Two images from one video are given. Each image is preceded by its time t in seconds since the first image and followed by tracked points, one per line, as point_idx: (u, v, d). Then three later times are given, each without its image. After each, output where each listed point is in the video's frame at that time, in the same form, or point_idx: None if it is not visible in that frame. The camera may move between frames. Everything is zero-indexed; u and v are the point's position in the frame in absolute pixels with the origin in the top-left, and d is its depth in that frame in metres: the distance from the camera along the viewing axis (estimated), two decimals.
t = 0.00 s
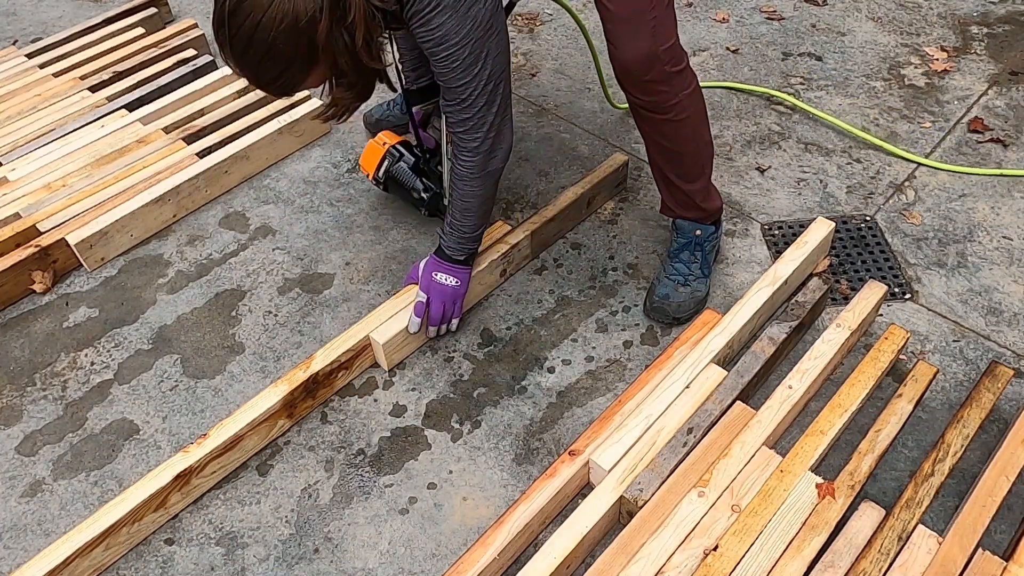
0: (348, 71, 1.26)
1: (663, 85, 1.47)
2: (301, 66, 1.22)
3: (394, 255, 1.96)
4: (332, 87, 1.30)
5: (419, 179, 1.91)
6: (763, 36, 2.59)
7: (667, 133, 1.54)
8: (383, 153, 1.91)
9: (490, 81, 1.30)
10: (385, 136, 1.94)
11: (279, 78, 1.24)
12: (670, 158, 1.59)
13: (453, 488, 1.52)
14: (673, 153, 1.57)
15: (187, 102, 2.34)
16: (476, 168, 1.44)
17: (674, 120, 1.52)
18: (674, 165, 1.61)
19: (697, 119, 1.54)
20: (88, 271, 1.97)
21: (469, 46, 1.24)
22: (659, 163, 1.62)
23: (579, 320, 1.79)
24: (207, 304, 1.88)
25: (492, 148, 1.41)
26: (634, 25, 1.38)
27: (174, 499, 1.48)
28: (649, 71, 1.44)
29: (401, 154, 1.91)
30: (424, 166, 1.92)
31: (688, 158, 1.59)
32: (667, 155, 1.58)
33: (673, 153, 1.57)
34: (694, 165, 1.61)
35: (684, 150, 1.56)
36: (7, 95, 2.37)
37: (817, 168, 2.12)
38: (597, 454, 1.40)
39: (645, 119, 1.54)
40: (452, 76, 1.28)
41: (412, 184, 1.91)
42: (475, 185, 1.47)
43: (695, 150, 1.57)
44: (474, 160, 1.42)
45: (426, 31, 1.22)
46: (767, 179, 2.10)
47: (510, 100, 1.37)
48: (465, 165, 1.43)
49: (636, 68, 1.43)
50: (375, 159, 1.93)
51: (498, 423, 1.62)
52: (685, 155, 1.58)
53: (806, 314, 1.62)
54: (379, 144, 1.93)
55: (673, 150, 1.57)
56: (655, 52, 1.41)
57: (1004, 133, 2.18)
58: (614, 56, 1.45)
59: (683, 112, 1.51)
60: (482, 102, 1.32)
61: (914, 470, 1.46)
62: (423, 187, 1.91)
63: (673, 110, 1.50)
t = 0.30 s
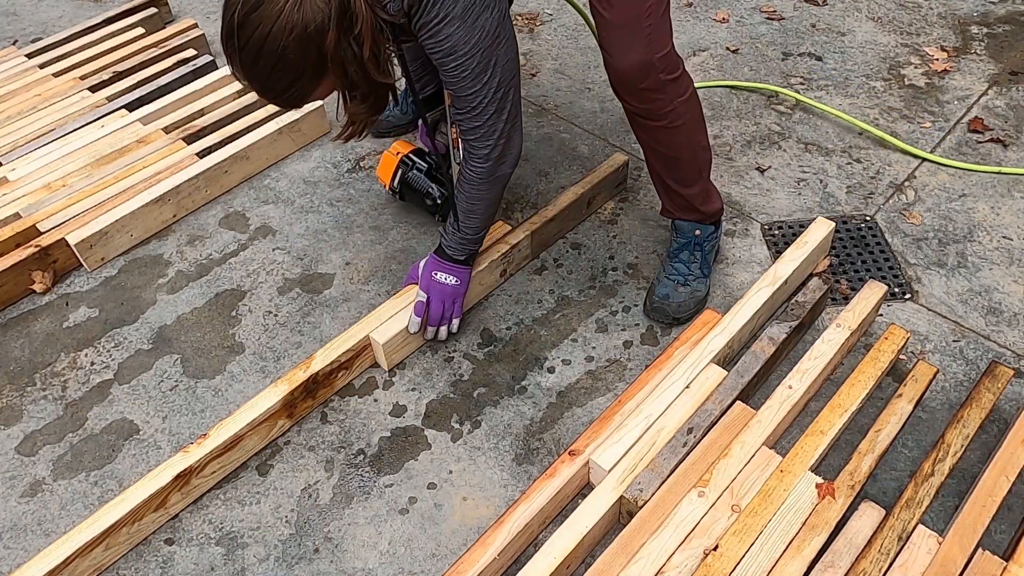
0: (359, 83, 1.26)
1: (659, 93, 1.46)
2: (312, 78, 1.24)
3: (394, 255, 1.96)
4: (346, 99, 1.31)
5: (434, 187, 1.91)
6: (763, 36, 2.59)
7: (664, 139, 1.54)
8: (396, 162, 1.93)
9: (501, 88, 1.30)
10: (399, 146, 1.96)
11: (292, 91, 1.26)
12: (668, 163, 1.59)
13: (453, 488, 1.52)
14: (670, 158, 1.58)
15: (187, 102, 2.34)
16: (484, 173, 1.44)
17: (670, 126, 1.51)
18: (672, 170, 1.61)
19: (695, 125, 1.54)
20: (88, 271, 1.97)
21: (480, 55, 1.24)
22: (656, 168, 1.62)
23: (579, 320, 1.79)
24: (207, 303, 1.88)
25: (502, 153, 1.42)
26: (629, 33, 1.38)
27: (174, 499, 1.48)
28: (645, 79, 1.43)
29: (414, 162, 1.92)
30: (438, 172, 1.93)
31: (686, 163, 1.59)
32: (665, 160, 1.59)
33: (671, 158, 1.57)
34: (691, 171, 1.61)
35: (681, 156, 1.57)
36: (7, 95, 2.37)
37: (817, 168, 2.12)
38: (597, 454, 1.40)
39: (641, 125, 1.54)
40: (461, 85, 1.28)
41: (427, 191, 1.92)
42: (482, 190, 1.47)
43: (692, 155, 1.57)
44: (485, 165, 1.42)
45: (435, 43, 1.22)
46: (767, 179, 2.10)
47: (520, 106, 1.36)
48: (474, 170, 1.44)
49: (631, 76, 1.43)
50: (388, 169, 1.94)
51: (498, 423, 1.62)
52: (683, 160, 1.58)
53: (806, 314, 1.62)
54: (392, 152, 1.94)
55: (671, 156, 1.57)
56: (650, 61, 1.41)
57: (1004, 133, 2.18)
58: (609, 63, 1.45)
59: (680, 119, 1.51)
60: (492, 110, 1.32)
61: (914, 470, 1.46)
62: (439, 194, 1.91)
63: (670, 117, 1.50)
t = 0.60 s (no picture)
0: (350, 38, 1.27)
1: (672, 73, 1.47)
2: (302, 36, 1.24)
3: (394, 255, 1.96)
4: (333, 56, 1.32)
5: (406, 187, 1.91)
6: (763, 36, 2.59)
7: (674, 122, 1.53)
8: (373, 156, 1.90)
9: (513, 54, 1.28)
10: (379, 137, 1.93)
11: (280, 56, 1.25)
12: (676, 149, 1.59)
13: (453, 488, 1.52)
14: (678, 143, 1.57)
15: (187, 102, 2.34)
16: (511, 138, 1.41)
17: (681, 108, 1.51)
18: (678, 158, 1.61)
19: (704, 112, 1.54)
20: (88, 271, 1.97)
21: (481, 21, 1.23)
22: (663, 154, 1.62)
23: (579, 320, 1.79)
24: (207, 303, 1.88)
25: (530, 118, 1.40)
26: (644, 10, 1.39)
27: (174, 500, 1.48)
28: (660, 58, 1.43)
29: (391, 158, 1.90)
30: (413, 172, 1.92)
31: (693, 152, 1.58)
32: (672, 146, 1.58)
33: (679, 144, 1.57)
34: (697, 160, 1.60)
35: (689, 141, 1.56)
36: (7, 95, 2.37)
37: (817, 168, 2.12)
38: (597, 454, 1.40)
39: (652, 107, 1.54)
40: (471, 51, 1.26)
41: (400, 190, 1.91)
42: (511, 159, 1.44)
43: (699, 143, 1.57)
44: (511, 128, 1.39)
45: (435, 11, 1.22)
46: (767, 179, 2.10)
47: (535, 67, 1.35)
48: (503, 137, 1.41)
49: (646, 56, 1.43)
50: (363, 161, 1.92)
51: (498, 423, 1.62)
52: (690, 147, 1.58)
53: (806, 314, 1.62)
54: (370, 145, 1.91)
55: (679, 141, 1.56)
56: (666, 38, 1.41)
57: (1004, 133, 2.18)
58: (624, 41, 1.45)
59: (690, 103, 1.51)
60: (508, 74, 1.30)
61: (914, 470, 1.47)
62: (410, 194, 1.90)
63: (681, 99, 1.50)
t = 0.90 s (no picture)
0: (362, 30, 1.27)
1: (673, 65, 1.47)
2: (307, 27, 1.24)
3: (394, 255, 1.96)
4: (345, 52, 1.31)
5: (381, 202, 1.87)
6: (763, 36, 2.59)
7: (675, 114, 1.53)
8: (349, 172, 1.89)
9: (540, 32, 1.40)
10: (355, 156, 1.93)
11: (286, 47, 1.26)
12: (676, 143, 1.59)
13: (453, 488, 1.52)
14: (678, 137, 1.57)
15: (187, 102, 2.34)
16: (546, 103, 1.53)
17: (680, 100, 1.51)
18: (679, 152, 1.60)
19: (705, 105, 1.54)
20: (88, 271, 1.97)
21: (509, 10, 1.31)
22: (663, 148, 1.61)
23: (579, 320, 1.79)
24: (207, 303, 1.88)
25: (558, 80, 1.51)
26: (646, 1, 1.39)
27: (174, 500, 1.48)
28: (661, 49, 1.43)
29: (367, 175, 1.89)
30: (390, 190, 1.89)
31: (694, 145, 1.58)
32: (673, 139, 1.58)
33: (680, 138, 1.57)
34: (698, 155, 1.60)
35: (690, 134, 1.56)
36: (7, 96, 2.37)
37: (817, 168, 2.12)
38: (597, 454, 1.40)
39: (653, 99, 1.54)
40: (505, 38, 1.36)
41: (375, 206, 1.87)
42: (544, 120, 1.56)
43: (700, 137, 1.57)
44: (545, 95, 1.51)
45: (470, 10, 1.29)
46: (767, 179, 2.10)
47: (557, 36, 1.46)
48: (535, 101, 1.52)
49: (647, 47, 1.43)
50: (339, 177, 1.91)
51: (498, 423, 1.62)
52: (690, 141, 1.57)
53: (806, 314, 1.62)
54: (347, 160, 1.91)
55: (679, 134, 1.56)
56: (668, 30, 1.41)
57: (1004, 133, 2.18)
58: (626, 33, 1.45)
59: (691, 95, 1.51)
60: (537, 49, 1.42)
61: (914, 470, 1.47)
62: (385, 210, 1.86)
63: (682, 91, 1.50)
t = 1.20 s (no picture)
0: (379, 37, 1.27)
1: (670, 68, 1.47)
2: (323, 35, 1.22)
3: (394, 255, 1.96)
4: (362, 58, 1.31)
5: (401, 218, 1.86)
6: (763, 36, 2.59)
7: (673, 117, 1.53)
8: (363, 188, 1.88)
9: (540, 39, 1.40)
10: (367, 171, 1.92)
11: (301, 55, 1.24)
12: (676, 146, 1.59)
13: (453, 488, 1.52)
14: (677, 139, 1.57)
15: (187, 102, 2.34)
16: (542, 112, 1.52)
17: (679, 104, 1.52)
18: (679, 155, 1.60)
19: (704, 107, 1.54)
20: (88, 271, 1.97)
21: (515, 13, 1.32)
22: (663, 151, 1.61)
23: (579, 320, 1.79)
24: (207, 303, 1.88)
25: (552, 92, 1.51)
26: (644, 5, 1.39)
27: (174, 500, 1.48)
28: (659, 52, 1.43)
29: (382, 191, 1.88)
30: (404, 205, 1.89)
31: (694, 148, 1.58)
32: (672, 142, 1.58)
33: (679, 140, 1.57)
34: (698, 156, 1.60)
35: (689, 136, 1.56)
36: (7, 96, 2.37)
37: (817, 168, 2.12)
38: (597, 454, 1.40)
39: (651, 103, 1.54)
40: (505, 43, 1.36)
41: (392, 222, 1.87)
42: (540, 129, 1.56)
43: (699, 138, 1.57)
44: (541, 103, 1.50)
45: (476, 10, 1.29)
46: (767, 179, 2.10)
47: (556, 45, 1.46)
48: (529, 112, 1.52)
49: (645, 49, 1.43)
50: (355, 194, 1.89)
51: (498, 423, 1.62)
52: (689, 143, 1.57)
53: (806, 314, 1.62)
54: (361, 176, 1.90)
55: (678, 137, 1.56)
56: (665, 33, 1.41)
57: (1004, 133, 2.18)
58: (623, 37, 1.45)
59: (689, 98, 1.51)
60: (535, 57, 1.41)
61: (914, 470, 1.47)
62: (403, 225, 1.86)
63: (680, 94, 1.51)
